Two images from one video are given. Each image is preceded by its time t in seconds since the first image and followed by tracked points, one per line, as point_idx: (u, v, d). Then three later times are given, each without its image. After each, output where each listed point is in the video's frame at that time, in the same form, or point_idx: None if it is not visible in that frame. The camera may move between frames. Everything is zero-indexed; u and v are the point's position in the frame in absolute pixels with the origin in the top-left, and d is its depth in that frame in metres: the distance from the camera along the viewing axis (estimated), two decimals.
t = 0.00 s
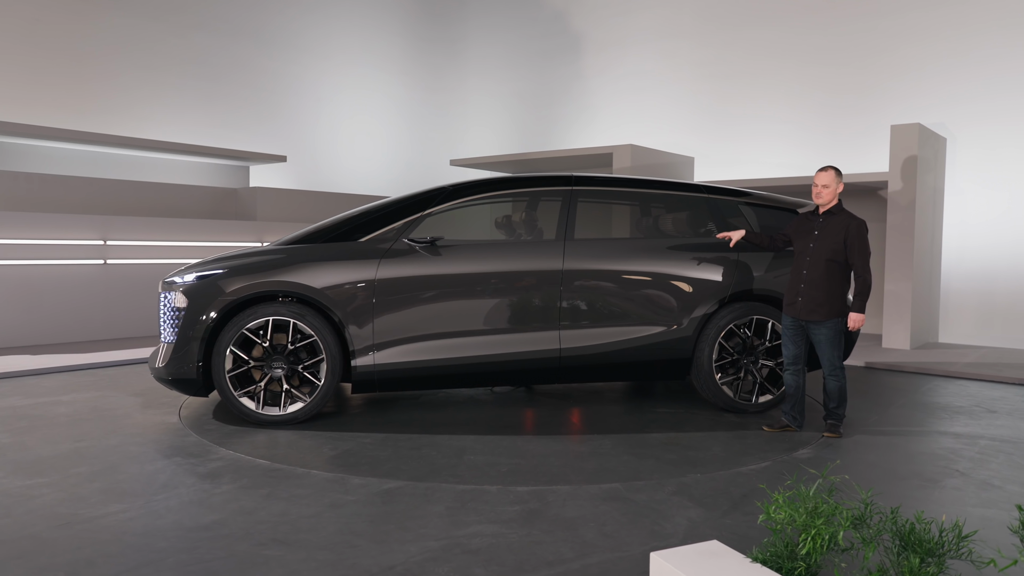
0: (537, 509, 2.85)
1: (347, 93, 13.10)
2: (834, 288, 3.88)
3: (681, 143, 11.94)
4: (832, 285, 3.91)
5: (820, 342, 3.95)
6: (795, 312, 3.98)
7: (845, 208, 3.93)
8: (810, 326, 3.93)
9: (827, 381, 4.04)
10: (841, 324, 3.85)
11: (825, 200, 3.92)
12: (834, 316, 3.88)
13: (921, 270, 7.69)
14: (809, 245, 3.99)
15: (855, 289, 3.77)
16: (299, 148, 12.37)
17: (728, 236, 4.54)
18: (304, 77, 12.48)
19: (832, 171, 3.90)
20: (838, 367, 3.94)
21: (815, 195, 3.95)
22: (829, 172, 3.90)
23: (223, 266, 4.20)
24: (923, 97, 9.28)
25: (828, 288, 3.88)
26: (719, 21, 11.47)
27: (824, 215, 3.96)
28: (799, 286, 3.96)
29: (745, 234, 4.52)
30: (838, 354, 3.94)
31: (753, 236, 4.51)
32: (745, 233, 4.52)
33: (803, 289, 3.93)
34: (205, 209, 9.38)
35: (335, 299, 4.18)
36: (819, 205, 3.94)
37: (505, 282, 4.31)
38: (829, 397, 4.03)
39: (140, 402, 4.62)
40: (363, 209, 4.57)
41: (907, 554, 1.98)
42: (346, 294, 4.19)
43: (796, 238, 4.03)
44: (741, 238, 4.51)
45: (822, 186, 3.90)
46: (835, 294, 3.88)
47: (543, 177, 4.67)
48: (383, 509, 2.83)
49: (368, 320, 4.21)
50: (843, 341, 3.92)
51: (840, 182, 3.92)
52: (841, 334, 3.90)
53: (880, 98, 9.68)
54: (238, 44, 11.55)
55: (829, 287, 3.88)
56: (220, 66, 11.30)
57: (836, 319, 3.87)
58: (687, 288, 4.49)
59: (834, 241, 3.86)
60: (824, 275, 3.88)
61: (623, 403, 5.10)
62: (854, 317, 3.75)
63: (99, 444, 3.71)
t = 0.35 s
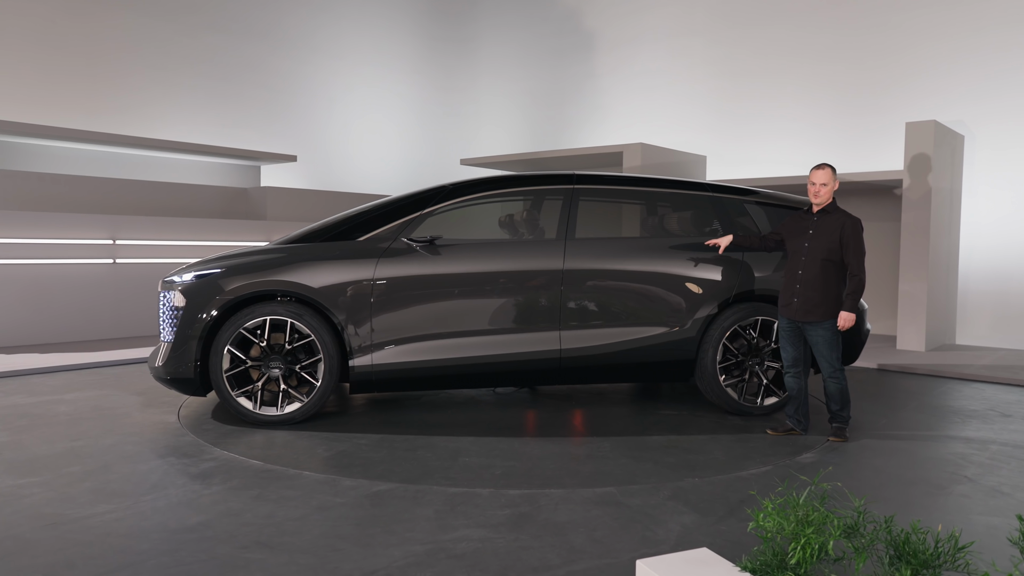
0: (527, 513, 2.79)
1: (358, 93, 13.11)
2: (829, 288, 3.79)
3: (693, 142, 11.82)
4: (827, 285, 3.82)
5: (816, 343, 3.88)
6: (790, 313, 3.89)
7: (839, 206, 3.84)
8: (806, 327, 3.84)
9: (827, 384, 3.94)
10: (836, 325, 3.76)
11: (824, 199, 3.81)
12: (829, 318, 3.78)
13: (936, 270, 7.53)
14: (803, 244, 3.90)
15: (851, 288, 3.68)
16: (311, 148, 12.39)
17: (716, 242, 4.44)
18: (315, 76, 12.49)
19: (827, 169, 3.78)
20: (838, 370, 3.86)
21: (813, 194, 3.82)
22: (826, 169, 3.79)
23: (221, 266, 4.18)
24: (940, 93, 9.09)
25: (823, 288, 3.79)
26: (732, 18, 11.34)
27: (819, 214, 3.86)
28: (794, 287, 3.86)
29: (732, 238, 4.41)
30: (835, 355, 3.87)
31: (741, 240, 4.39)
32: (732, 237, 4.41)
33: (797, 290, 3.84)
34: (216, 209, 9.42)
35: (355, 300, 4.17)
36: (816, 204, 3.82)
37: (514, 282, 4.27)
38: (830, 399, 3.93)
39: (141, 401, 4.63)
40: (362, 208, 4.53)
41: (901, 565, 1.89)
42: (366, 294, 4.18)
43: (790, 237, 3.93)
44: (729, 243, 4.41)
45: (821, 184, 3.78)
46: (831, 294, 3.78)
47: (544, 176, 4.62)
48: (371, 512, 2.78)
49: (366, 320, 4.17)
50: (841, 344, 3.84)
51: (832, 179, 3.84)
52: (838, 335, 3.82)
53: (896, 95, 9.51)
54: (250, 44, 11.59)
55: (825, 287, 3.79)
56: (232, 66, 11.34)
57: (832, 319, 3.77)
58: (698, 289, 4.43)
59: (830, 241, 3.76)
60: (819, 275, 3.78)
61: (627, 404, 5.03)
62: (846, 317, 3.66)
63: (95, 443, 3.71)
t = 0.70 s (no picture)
0: (516, 518, 2.74)
1: (370, 93, 13.12)
2: (824, 287, 3.71)
3: (706, 141, 11.68)
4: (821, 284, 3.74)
5: (809, 344, 3.76)
6: (787, 316, 3.79)
7: (825, 202, 3.80)
8: (805, 329, 3.75)
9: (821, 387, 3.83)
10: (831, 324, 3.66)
11: (807, 196, 3.78)
12: (828, 316, 3.70)
13: (952, 270, 7.37)
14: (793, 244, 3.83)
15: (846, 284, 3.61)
16: (323, 149, 12.41)
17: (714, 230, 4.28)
18: (326, 76, 12.52)
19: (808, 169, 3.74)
20: (828, 372, 3.74)
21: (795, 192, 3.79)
22: (807, 167, 3.75)
23: (218, 266, 4.17)
24: (956, 89, 8.92)
25: (819, 288, 3.70)
26: (745, 15, 11.22)
27: (806, 212, 3.81)
28: (790, 288, 3.78)
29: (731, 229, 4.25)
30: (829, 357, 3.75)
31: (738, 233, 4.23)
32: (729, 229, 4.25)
33: (793, 291, 3.75)
34: (225, 209, 9.47)
35: (378, 297, 4.15)
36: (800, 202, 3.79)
37: (522, 281, 4.22)
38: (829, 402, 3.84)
39: (141, 400, 4.62)
40: (360, 208, 4.50)
41: None
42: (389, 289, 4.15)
43: (779, 239, 3.87)
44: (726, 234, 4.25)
45: (803, 181, 3.74)
46: (827, 293, 3.70)
47: (544, 174, 4.55)
48: (357, 515, 2.74)
49: (364, 319, 4.14)
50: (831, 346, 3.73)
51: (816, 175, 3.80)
52: (830, 336, 3.71)
53: (913, 93, 9.33)
54: (262, 45, 11.64)
55: (819, 287, 3.71)
56: (244, 68, 11.41)
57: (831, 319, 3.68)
58: (705, 291, 4.36)
59: (820, 238, 3.71)
60: (813, 275, 3.70)
61: (630, 406, 4.96)
62: (843, 314, 3.57)
63: (91, 442, 3.70)
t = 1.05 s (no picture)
0: (507, 522, 2.70)
1: (384, 94, 13.15)
2: (824, 287, 3.71)
3: (720, 141, 11.57)
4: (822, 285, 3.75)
5: (813, 346, 3.76)
6: (788, 317, 3.80)
7: (826, 202, 3.81)
8: (807, 330, 3.75)
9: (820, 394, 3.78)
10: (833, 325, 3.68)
11: (805, 195, 3.78)
12: (830, 317, 3.69)
13: (970, 271, 7.23)
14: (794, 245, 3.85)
15: (846, 284, 3.61)
16: (337, 149, 12.46)
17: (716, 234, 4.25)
18: (340, 77, 12.57)
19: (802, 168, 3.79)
20: (830, 374, 3.71)
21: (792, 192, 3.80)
22: (804, 166, 3.78)
23: (219, 266, 4.17)
24: (974, 85, 8.76)
25: (819, 288, 3.71)
26: (760, 14, 11.10)
27: (806, 212, 3.82)
28: (791, 289, 3.79)
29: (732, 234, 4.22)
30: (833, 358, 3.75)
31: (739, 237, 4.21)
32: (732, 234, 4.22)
33: (793, 292, 3.76)
34: (238, 209, 9.53)
35: (408, 293, 4.13)
36: (800, 201, 3.80)
37: (533, 282, 4.19)
38: (822, 412, 3.73)
39: (145, 400, 4.65)
40: (363, 208, 4.50)
41: None
42: (425, 286, 4.14)
43: (780, 240, 3.88)
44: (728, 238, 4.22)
45: (799, 181, 3.77)
46: (827, 293, 3.71)
47: (546, 173, 4.52)
48: (348, 518, 2.72)
49: (363, 320, 4.12)
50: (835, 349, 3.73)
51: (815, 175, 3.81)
52: (833, 337, 3.70)
53: (931, 90, 9.17)
54: (277, 47, 11.73)
55: (820, 287, 3.71)
56: (260, 70, 11.50)
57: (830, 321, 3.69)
58: (716, 292, 4.31)
59: (820, 238, 3.71)
60: (813, 276, 3.71)
61: (634, 408, 4.90)
62: (845, 316, 3.60)
63: (91, 442, 3.72)
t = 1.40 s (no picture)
0: (498, 524, 2.69)
1: (398, 95, 13.19)
2: (825, 289, 3.67)
3: (735, 141, 11.47)
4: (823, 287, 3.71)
5: (815, 348, 3.71)
6: (788, 318, 3.79)
7: (832, 202, 3.74)
8: (807, 332, 3.71)
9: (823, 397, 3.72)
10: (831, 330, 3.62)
11: (805, 196, 3.74)
12: (829, 319, 3.65)
13: (987, 272, 7.09)
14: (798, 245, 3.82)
15: (845, 287, 3.56)
16: (351, 151, 12.52)
17: (716, 257, 4.23)
18: (355, 79, 12.62)
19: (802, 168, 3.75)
20: (833, 377, 3.66)
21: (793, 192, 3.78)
22: (804, 166, 3.73)
23: (223, 266, 4.19)
24: (991, 81, 8.60)
25: (818, 290, 3.67)
26: (775, 11, 10.99)
27: (811, 212, 3.78)
28: (792, 290, 3.77)
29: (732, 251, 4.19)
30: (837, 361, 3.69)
31: (740, 252, 4.17)
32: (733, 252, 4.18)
33: (793, 293, 3.75)
34: (252, 210, 9.61)
35: (450, 289, 4.15)
36: (802, 201, 3.77)
37: (545, 283, 4.18)
38: (824, 415, 3.67)
39: (152, 399, 4.69)
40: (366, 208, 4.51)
41: None
42: (463, 285, 4.15)
43: (785, 240, 3.87)
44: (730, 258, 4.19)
45: (797, 181, 3.74)
46: (827, 295, 3.67)
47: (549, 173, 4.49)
48: (340, 518, 2.72)
49: (364, 320, 4.13)
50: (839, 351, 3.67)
51: (819, 174, 3.73)
52: (835, 340, 3.65)
53: (950, 87, 9.00)
54: (291, 49, 11.81)
55: (819, 289, 3.67)
56: (275, 73, 11.59)
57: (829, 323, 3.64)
58: (721, 293, 4.27)
59: (821, 238, 3.67)
60: (812, 277, 3.68)
61: (638, 410, 4.87)
62: (840, 319, 3.55)
63: (95, 440, 3.76)
